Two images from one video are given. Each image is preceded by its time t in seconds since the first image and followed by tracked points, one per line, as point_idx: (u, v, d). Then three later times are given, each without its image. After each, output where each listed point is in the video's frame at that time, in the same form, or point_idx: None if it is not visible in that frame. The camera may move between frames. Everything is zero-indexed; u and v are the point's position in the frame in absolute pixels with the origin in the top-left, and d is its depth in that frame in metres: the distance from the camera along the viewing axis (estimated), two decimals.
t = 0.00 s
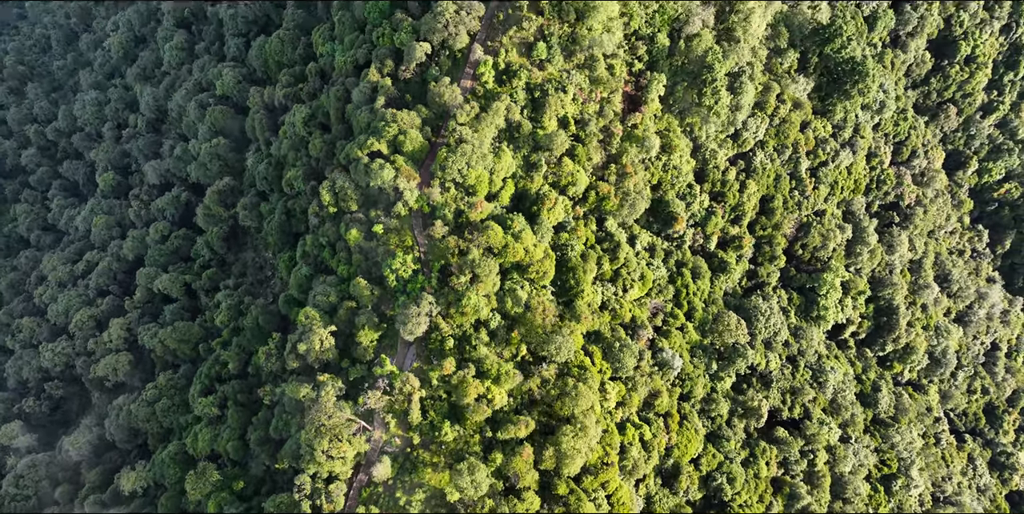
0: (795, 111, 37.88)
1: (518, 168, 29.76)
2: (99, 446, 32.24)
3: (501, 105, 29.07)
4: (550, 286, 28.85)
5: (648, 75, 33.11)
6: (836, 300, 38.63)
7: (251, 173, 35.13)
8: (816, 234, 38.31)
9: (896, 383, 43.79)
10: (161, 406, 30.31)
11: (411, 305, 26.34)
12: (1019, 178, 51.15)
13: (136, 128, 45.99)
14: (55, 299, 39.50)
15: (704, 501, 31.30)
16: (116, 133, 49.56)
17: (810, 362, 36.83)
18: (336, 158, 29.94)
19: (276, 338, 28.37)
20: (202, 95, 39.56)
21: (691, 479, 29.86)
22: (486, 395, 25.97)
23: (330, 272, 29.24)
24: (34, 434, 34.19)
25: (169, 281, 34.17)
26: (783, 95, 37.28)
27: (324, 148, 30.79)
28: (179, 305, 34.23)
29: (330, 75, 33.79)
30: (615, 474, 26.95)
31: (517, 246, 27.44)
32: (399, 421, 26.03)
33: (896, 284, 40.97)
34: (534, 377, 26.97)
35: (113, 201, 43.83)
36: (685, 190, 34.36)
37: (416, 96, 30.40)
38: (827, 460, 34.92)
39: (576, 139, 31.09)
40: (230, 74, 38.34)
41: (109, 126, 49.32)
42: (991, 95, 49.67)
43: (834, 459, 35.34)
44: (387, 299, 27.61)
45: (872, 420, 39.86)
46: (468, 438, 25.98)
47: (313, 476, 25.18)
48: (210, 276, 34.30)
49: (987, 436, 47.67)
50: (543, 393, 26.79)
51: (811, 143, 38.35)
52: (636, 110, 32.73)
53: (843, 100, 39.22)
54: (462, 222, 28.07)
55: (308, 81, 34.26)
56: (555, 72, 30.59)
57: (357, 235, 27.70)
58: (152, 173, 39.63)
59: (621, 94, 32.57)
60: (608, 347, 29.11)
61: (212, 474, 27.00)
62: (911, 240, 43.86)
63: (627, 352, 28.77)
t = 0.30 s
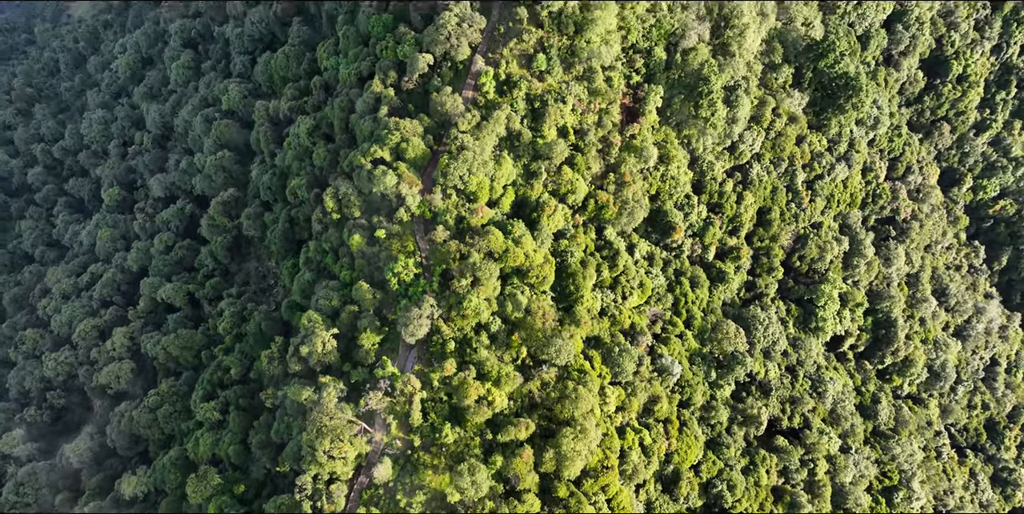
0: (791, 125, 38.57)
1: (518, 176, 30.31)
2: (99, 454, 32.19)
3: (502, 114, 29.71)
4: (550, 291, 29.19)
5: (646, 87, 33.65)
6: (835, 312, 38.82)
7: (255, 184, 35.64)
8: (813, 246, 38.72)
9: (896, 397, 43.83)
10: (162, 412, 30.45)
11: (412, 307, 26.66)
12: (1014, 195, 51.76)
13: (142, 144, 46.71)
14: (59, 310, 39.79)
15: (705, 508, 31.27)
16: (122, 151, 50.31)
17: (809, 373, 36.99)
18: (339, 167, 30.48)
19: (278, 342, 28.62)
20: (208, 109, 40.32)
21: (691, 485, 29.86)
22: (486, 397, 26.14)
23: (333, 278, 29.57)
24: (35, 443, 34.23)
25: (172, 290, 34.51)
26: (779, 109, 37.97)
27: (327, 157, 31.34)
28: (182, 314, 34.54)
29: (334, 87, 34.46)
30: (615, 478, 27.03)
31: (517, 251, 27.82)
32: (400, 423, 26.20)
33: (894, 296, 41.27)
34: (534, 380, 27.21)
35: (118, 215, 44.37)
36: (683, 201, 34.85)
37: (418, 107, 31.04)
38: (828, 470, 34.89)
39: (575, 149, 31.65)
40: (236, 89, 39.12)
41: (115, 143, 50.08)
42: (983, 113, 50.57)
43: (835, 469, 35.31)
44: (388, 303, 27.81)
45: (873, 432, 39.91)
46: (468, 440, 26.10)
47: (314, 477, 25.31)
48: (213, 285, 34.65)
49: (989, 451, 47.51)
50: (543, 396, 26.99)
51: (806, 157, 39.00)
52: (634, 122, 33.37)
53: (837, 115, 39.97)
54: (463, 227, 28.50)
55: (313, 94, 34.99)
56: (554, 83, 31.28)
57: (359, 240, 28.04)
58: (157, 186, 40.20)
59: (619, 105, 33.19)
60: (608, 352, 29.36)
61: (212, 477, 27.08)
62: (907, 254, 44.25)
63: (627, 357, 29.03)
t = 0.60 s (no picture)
0: (786, 139, 39.28)
1: (517, 184, 30.84)
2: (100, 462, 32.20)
3: (502, 124, 30.36)
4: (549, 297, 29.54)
5: (643, 100, 34.38)
6: (831, 324, 39.26)
7: (258, 195, 36.17)
8: (810, 258, 39.18)
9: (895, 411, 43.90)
10: (163, 418, 30.60)
11: (413, 311, 27.00)
12: (1007, 212, 52.37)
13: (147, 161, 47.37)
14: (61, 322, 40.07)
15: None
16: (127, 168, 50.97)
17: (807, 384, 37.18)
18: (342, 176, 31.02)
19: (280, 347, 28.88)
20: (213, 124, 41.07)
21: (690, 491, 29.90)
22: (486, 399, 26.37)
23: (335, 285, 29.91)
24: (35, 452, 34.26)
25: (175, 300, 34.86)
26: (774, 123, 38.71)
27: (330, 167, 31.91)
28: (184, 323, 34.83)
29: (337, 101, 35.16)
30: (614, 482, 27.12)
31: (517, 256, 28.24)
32: (400, 426, 26.37)
33: (891, 310, 41.61)
34: (534, 383, 27.42)
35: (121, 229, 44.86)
36: (681, 212, 35.34)
37: (420, 118, 31.70)
38: (827, 480, 34.91)
39: (574, 159, 32.22)
40: (241, 104, 39.88)
41: (120, 161, 50.79)
42: (975, 132, 51.48)
43: (834, 480, 35.33)
44: (390, 308, 28.17)
45: (872, 444, 40.00)
46: (468, 442, 26.26)
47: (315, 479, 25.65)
48: (216, 295, 35.01)
49: (990, 468, 47.28)
50: (543, 399, 27.23)
51: (801, 171, 39.67)
52: (632, 133, 34.03)
53: (831, 130, 40.73)
54: (463, 233, 28.94)
55: (317, 108, 35.70)
56: (553, 96, 31.99)
57: (361, 246, 28.47)
58: (161, 200, 40.76)
59: (617, 118, 33.88)
60: (607, 358, 29.63)
61: (213, 481, 27.19)
62: (904, 269, 44.67)
63: (626, 362, 29.31)
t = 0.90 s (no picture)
0: (781, 155, 39.99)
1: (518, 194, 31.39)
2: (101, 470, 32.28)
3: (503, 135, 31.03)
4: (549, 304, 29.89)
5: (640, 115, 35.16)
6: (830, 337, 39.56)
7: (262, 208, 36.76)
8: (807, 272, 39.66)
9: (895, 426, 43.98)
10: (166, 425, 30.79)
11: (415, 315, 27.41)
12: (1003, 230, 52.95)
13: (152, 178, 48.06)
14: (65, 335, 40.37)
15: None
16: (132, 186, 51.65)
17: (807, 396, 37.36)
18: (346, 186, 31.61)
19: (283, 353, 29.20)
20: (219, 141, 41.86)
21: (690, 498, 30.01)
22: (487, 403, 26.60)
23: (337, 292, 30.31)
24: (37, 462, 34.32)
25: (179, 310, 35.25)
26: (769, 139, 39.45)
27: (334, 178, 32.54)
28: (187, 333, 35.16)
29: (342, 115, 35.93)
30: (614, 486, 27.26)
31: (518, 263, 28.68)
32: (402, 429, 26.59)
33: (889, 324, 41.96)
34: (534, 387, 27.68)
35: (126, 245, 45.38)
36: (679, 224, 35.84)
37: (423, 130, 32.39)
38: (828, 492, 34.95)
39: (574, 170, 32.81)
40: (247, 121, 40.68)
41: (126, 179, 51.52)
42: (969, 152, 52.29)
43: (834, 491, 35.34)
44: (392, 314, 28.58)
45: (872, 457, 40.12)
46: (468, 446, 26.45)
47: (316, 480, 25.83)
48: (220, 305, 35.41)
49: (993, 485, 46.94)
50: (543, 403, 27.48)
51: (797, 187, 40.32)
52: (630, 146, 34.67)
53: (826, 146, 41.46)
54: (465, 240, 29.40)
55: (321, 122, 36.47)
56: (553, 109, 32.66)
57: (364, 254, 28.97)
58: (167, 214, 41.35)
59: (615, 131, 34.60)
60: (606, 364, 29.92)
61: (214, 486, 27.33)
62: (901, 284, 45.08)
63: (625, 368, 29.59)
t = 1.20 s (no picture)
0: (777, 172, 40.69)
1: (518, 206, 31.97)
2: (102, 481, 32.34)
3: (503, 149, 31.71)
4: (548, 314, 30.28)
5: (638, 131, 35.87)
6: (827, 352, 39.97)
7: (266, 222, 37.33)
8: (804, 287, 40.14)
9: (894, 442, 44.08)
10: (168, 434, 30.97)
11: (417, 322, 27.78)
12: (997, 252, 53.26)
13: (157, 197, 48.74)
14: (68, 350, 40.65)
15: None
16: (137, 205, 52.31)
17: (806, 409, 37.58)
18: (349, 198, 32.21)
19: (285, 361, 29.52)
20: (224, 158, 42.63)
21: (690, 507, 30.14)
22: (488, 408, 26.85)
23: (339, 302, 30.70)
24: (38, 474, 34.38)
25: (182, 323, 35.61)
26: (765, 156, 40.18)
27: (338, 191, 33.16)
28: (190, 345, 35.48)
29: (345, 131, 36.68)
30: (614, 493, 27.47)
31: (518, 272, 29.18)
32: (403, 435, 26.82)
33: (886, 340, 42.30)
34: (534, 393, 27.97)
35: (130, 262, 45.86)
36: (676, 238, 36.37)
37: (425, 144, 33.11)
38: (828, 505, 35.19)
39: (572, 184, 33.45)
40: (252, 139, 41.47)
41: (131, 199, 52.23)
42: (963, 173, 53.12)
43: (834, 504, 35.42)
44: (394, 322, 28.95)
45: (872, 473, 40.35)
46: (469, 451, 26.66)
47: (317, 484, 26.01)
48: (223, 318, 35.79)
49: (995, 504, 46.78)
50: (543, 409, 27.76)
51: (793, 203, 40.98)
52: (628, 161, 35.27)
53: (821, 164, 42.21)
54: (466, 250, 29.91)
55: (325, 139, 37.23)
56: (553, 124, 33.40)
57: (367, 263, 29.43)
58: (171, 230, 41.93)
59: (614, 147, 35.26)
60: (606, 373, 30.18)
61: (216, 492, 27.47)
62: (898, 302, 45.51)
63: (624, 376, 29.87)
